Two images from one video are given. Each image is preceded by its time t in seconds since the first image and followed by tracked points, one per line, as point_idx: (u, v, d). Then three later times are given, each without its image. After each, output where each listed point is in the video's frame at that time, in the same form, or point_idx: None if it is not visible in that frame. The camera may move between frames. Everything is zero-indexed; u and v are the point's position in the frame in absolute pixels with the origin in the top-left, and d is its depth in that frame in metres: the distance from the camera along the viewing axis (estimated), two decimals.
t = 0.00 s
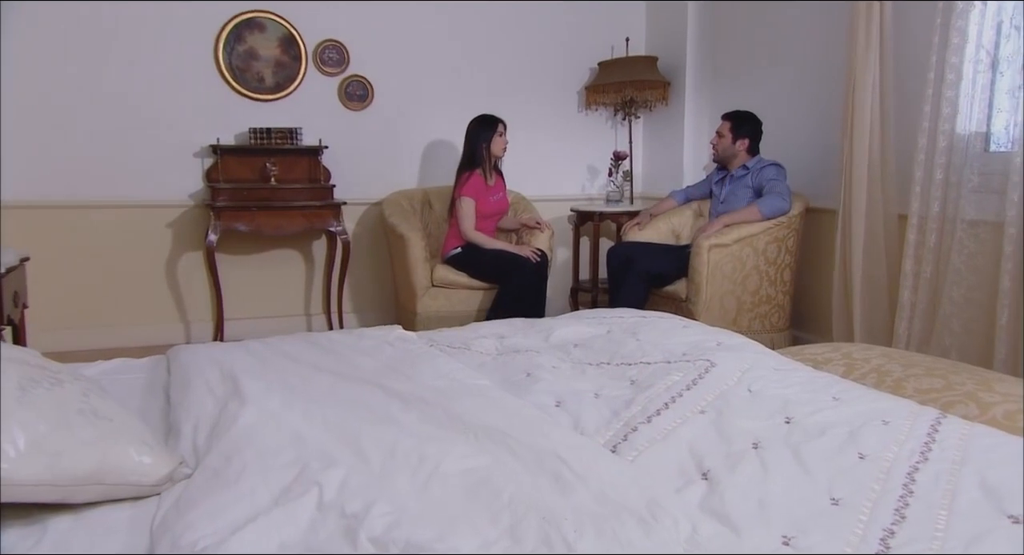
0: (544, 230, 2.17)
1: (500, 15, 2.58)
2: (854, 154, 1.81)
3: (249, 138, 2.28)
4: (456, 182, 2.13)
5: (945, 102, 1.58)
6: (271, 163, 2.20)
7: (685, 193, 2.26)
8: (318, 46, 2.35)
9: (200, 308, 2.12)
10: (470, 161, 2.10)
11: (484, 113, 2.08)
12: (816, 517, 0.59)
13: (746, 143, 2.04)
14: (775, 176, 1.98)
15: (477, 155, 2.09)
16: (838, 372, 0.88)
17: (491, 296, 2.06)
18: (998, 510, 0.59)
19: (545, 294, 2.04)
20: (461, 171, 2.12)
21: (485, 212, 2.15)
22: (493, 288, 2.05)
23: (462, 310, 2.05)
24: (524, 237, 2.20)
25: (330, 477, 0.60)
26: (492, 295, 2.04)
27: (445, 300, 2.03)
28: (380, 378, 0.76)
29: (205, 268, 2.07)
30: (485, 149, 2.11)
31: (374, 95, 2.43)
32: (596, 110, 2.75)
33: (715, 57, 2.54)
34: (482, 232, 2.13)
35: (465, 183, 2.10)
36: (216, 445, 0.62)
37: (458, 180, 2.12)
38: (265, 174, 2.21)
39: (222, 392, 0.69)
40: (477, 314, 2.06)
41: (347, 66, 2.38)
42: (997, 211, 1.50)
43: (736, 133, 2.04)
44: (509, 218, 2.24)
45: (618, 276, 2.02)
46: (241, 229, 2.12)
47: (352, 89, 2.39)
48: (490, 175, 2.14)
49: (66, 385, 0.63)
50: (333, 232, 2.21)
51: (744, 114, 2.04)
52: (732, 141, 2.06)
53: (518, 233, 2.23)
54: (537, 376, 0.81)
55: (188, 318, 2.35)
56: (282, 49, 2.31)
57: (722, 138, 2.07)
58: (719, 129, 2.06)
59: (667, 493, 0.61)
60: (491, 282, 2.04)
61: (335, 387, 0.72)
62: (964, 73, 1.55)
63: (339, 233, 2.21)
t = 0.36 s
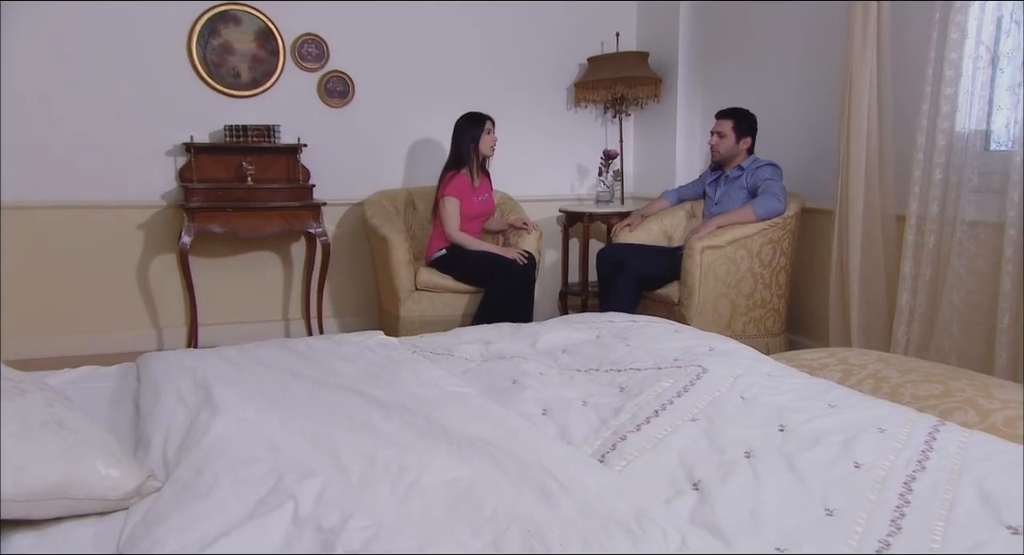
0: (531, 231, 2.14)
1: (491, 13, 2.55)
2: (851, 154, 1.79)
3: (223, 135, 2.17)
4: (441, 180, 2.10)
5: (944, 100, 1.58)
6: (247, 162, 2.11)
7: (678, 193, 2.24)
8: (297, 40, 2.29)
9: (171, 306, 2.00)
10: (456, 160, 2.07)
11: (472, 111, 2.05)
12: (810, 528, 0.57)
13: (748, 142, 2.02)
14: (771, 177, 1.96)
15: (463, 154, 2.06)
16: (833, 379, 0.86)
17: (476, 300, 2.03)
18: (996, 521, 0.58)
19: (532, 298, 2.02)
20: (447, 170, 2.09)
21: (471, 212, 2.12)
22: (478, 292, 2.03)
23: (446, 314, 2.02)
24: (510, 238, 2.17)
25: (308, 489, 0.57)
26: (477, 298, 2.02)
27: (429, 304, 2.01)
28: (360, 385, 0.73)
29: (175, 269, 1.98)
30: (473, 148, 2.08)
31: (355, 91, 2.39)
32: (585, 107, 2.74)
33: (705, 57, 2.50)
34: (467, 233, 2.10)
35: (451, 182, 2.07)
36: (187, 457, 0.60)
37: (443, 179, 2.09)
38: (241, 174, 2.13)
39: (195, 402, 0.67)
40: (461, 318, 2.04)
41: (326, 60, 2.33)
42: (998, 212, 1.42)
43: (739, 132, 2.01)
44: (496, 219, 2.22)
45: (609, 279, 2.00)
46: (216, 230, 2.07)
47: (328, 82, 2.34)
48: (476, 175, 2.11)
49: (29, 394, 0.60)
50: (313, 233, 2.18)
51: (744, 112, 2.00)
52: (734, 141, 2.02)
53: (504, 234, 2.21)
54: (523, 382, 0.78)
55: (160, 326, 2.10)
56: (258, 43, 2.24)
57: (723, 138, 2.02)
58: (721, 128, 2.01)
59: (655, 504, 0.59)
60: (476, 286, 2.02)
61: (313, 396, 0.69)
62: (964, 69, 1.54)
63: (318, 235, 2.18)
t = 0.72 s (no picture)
0: (524, 236, 2.10)
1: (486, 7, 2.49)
2: (854, 154, 1.76)
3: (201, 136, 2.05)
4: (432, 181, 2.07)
5: (947, 100, 1.53)
6: (226, 162, 2.01)
7: (673, 197, 2.22)
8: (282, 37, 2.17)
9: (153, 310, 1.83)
10: (448, 163, 2.04)
11: (468, 111, 2.02)
12: (808, 543, 0.54)
13: (743, 143, 2.00)
14: (771, 178, 1.94)
15: (456, 156, 2.03)
16: (833, 388, 0.84)
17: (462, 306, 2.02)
18: (1001, 535, 0.56)
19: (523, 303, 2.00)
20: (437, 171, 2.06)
21: (463, 215, 2.09)
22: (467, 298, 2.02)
23: (432, 321, 2.00)
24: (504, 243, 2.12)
25: (286, 506, 0.55)
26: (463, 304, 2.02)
27: (415, 310, 1.99)
28: (342, 396, 0.70)
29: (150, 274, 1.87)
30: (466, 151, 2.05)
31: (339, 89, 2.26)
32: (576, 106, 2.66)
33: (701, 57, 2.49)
34: (456, 236, 2.06)
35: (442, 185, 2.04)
36: (159, 473, 0.57)
37: (433, 180, 2.06)
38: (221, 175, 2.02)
39: (168, 414, 0.64)
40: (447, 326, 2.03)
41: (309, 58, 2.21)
42: (1005, 215, 1.45)
43: (733, 133, 1.99)
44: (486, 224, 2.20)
45: (603, 284, 1.98)
46: (193, 235, 1.95)
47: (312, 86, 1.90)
48: (468, 178, 2.09)
49: None
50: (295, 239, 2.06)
51: (740, 112, 1.99)
52: (728, 141, 2.00)
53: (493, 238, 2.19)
54: (512, 392, 0.76)
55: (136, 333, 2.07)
56: (238, 40, 2.11)
57: (718, 139, 2.01)
58: (715, 129, 1.99)
59: (647, 520, 0.56)
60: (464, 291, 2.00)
61: (293, 407, 0.66)
62: (968, 67, 1.51)
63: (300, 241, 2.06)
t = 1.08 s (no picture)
0: (516, 239, 2.13)
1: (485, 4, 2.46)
2: (859, 155, 1.73)
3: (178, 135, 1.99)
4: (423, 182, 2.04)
5: (956, 99, 1.53)
6: (207, 164, 1.93)
7: (671, 198, 2.20)
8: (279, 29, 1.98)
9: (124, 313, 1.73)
10: (439, 163, 2.01)
11: (461, 110, 1.99)
12: None
13: (741, 142, 1.97)
14: (772, 179, 1.92)
15: (448, 156, 2.00)
16: (837, 397, 0.81)
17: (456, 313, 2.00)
18: (1010, 551, 0.54)
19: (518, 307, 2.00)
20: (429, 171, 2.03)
21: (454, 216, 2.05)
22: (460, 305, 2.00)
23: (423, 330, 1.99)
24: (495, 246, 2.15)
25: (268, 522, 0.52)
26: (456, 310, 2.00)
27: (404, 317, 1.97)
28: (328, 407, 0.68)
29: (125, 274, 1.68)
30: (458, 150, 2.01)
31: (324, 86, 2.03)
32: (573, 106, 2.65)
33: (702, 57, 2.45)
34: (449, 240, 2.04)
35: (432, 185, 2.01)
36: (135, 487, 0.54)
37: (425, 181, 2.03)
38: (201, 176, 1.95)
39: (145, 426, 0.61)
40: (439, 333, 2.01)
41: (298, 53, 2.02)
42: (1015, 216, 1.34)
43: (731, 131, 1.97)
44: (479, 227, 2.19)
45: (601, 290, 1.96)
46: (172, 238, 1.89)
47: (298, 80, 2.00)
48: (461, 179, 2.05)
49: None
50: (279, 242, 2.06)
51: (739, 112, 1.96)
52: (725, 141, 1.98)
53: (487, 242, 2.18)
54: (504, 402, 0.73)
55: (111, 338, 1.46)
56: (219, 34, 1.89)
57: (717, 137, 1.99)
58: (713, 128, 1.97)
59: (645, 535, 0.54)
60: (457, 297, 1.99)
61: (275, 418, 0.64)
62: (977, 65, 1.49)
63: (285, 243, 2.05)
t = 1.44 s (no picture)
0: (506, 244, 2.08)
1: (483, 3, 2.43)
2: (863, 155, 1.70)
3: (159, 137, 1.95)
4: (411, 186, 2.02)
5: (963, 98, 1.51)
6: (185, 165, 2.03)
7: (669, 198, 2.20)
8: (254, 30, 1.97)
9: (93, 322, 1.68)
10: (428, 165, 1.99)
11: (447, 109, 1.96)
12: None
13: (724, 143, 1.97)
14: (753, 185, 1.92)
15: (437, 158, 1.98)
16: (841, 408, 0.79)
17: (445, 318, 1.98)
18: None
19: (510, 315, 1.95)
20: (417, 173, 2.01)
21: (444, 220, 2.03)
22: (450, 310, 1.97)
23: (413, 337, 1.96)
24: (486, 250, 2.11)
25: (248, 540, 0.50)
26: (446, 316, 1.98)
27: (392, 324, 1.94)
28: (311, 419, 0.65)
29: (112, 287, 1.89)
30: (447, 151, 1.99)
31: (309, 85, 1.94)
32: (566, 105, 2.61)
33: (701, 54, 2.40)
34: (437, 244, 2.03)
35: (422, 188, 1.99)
36: (110, 503, 0.52)
37: (414, 183, 2.00)
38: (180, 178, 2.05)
39: (120, 438, 0.59)
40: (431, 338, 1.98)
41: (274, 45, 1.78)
42: None
43: (714, 132, 1.97)
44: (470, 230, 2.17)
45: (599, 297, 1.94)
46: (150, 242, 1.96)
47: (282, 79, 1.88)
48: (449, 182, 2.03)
49: None
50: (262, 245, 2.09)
51: (724, 112, 1.95)
52: (709, 141, 1.99)
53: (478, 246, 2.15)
54: (495, 413, 0.71)
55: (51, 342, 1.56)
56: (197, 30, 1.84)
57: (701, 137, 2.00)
58: (697, 129, 1.98)
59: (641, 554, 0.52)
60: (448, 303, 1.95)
61: (256, 431, 0.61)
62: (986, 63, 1.47)
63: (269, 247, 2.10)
